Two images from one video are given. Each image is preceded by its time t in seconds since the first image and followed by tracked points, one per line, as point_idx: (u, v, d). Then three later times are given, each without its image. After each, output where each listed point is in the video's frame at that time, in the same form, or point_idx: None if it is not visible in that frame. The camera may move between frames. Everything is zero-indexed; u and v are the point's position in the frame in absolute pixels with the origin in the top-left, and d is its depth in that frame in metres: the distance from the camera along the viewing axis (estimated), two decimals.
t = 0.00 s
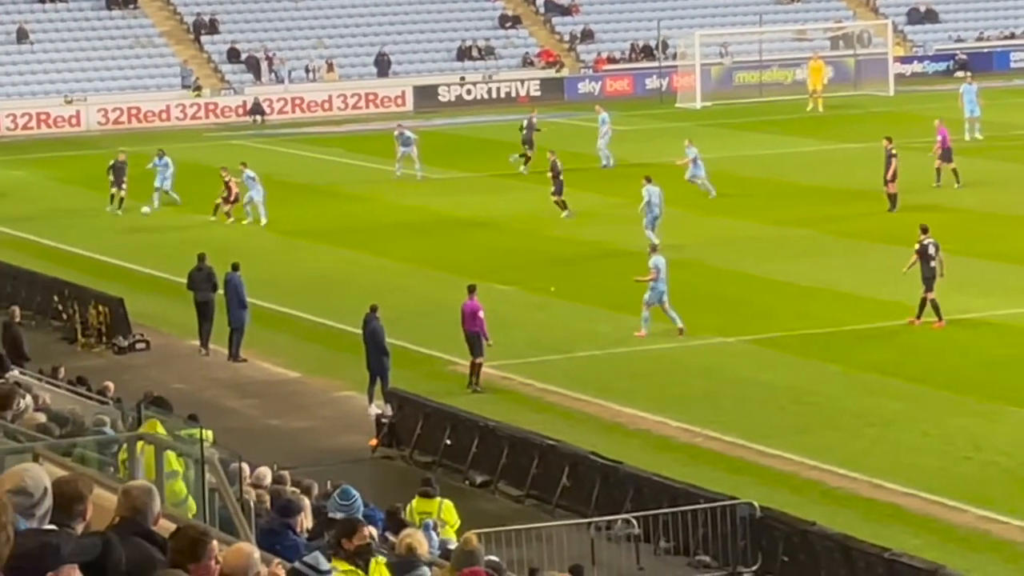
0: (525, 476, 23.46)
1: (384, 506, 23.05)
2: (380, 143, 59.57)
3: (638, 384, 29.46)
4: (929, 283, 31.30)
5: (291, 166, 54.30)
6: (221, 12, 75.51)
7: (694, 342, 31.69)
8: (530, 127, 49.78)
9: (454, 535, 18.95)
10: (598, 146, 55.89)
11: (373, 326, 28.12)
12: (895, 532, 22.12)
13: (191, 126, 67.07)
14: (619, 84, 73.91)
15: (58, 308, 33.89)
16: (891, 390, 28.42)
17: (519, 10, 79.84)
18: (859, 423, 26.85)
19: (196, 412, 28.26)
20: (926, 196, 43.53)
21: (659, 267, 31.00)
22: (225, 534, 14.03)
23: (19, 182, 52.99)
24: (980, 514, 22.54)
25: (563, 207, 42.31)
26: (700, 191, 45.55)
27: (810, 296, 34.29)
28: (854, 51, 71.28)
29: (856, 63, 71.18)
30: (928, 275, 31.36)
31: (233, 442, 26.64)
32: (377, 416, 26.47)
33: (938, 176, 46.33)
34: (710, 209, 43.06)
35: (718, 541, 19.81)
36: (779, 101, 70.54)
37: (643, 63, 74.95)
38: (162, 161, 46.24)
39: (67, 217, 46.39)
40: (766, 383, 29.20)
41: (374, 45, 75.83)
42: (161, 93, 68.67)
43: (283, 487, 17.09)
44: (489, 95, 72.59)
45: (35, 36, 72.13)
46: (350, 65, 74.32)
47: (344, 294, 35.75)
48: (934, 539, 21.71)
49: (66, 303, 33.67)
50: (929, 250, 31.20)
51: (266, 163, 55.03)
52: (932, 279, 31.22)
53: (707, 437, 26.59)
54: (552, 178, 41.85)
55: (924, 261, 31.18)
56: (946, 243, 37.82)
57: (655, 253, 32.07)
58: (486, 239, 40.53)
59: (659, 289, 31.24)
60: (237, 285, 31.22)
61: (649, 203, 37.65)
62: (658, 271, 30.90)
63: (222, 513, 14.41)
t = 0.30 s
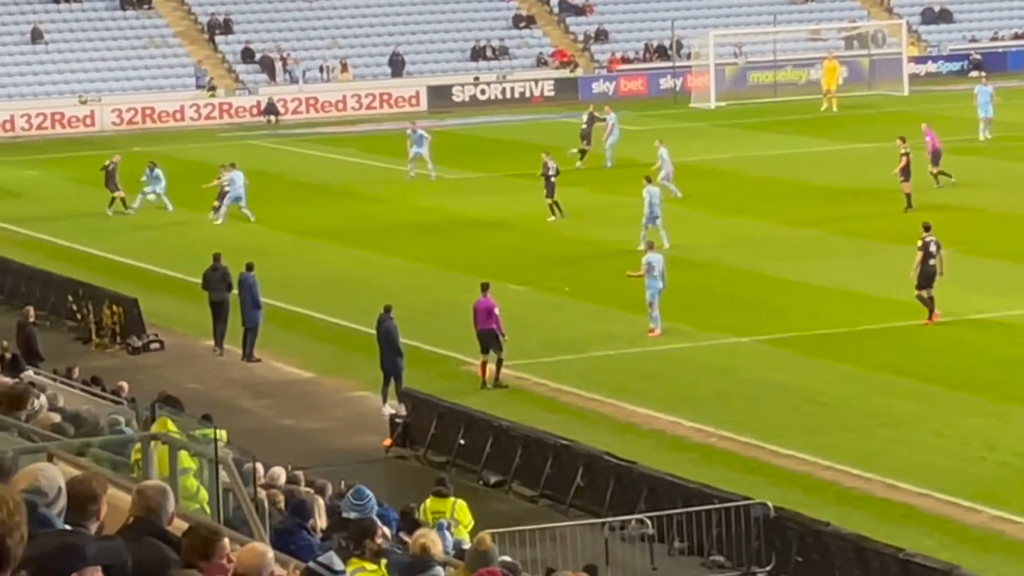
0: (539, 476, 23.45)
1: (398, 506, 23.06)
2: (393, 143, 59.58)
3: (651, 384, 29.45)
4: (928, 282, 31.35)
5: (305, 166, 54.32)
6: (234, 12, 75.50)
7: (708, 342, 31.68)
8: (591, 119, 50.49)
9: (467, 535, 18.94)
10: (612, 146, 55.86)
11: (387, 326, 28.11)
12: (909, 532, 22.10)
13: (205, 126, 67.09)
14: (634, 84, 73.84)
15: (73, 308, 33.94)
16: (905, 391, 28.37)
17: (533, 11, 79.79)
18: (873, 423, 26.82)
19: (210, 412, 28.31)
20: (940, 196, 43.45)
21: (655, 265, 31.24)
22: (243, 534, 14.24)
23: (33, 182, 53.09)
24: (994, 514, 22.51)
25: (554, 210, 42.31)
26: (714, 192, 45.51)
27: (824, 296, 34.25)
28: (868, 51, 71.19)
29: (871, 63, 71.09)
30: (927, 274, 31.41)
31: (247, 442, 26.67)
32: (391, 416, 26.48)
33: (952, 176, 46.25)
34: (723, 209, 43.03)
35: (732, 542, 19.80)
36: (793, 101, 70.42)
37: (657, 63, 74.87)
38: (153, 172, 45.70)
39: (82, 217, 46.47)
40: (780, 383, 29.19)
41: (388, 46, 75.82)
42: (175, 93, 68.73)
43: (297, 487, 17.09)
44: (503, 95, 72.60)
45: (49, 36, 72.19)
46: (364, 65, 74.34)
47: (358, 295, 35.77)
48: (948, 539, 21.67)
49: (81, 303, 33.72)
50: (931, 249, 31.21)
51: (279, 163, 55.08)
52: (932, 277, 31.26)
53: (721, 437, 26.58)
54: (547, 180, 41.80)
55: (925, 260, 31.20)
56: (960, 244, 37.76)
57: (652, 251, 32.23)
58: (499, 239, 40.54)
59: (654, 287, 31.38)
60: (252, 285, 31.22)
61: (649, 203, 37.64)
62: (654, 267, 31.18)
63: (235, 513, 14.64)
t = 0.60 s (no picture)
0: (547, 477, 23.46)
1: (405, 507, 23.09)
2: (401, 143, 59.62)
3: (658, 385, 29.46)
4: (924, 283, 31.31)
5: (313, 167, 54.37)
6: (243, 13, 75.58)
7: (715, 343, 31.69)
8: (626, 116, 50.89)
9: (475, 536, 18.94)
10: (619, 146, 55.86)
11: (395, 327, 28.13)
12: (917, 532, 22.09)
13: (213, 127, 67.16)
14: (641, 85, 73.83)
15: (80, 309, 33.94)
16: (913, 391, 28.36)
17: (541, 11, 79.81)
18: (881, 423, 26.81)
19: (218, 413, 28.34)
20: (948, 196, 43.43)
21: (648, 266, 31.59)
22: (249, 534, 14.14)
23: (41, 182, 53.16)
24: (1002, 515, 22.48)
25: (540, 212, 42.35)
26: (722, 192, 45.52)
27: (832, 296, 34.24)
28: (876, 52, 71.17)
29: (879, 64, 71.03)
30: (923, 275, 31.36)
31: (255, 442, 26.70)
32: (398, 416, 26.48)
33: (958, 177, 46.22)
34: (731, 209, 43.03)
35: (739, 542, 19.80)
36: (802, 102, 70.23)
37: (665, 64, 74.85)
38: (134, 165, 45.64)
39: (91, 217, 46.55)
40: (788, 383, 29.19)
41: (396, 47, 75.89)
42: (183, 93, 68.83)
43: (305, 487, 17.10)
44: (511, 96, 72.67)
45: (57, 37, 72.27)
46: (372, 66, 74.42)
47: (366, 295, 35.80)
48: (956, 540, 21.67)
49: (88, 304, 33.72)
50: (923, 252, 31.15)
51: (286, 164, 55.13)
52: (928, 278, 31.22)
53: (729, 438, 26.58)
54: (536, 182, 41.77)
55: (920, 260, 31.16)
56: (968, 244, 37.75)
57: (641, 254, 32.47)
58: (507, 240, 40.57)
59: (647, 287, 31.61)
60: (260, 285, 31.24)
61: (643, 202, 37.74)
62: (645, 269, 31.47)
63: (244, 513, 14.59)
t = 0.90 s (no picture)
0: (549, 478, 23.45)
1: (407, 509, 23.10)
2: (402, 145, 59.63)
3: (660, 386, 29.46)
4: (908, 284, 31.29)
5: (315, 168, 54.38)
6: (244, 14, 75.60)
7: (717, 344, 31.70)
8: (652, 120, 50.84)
9: (477, 537, 18.95)
10: (621, 148, 55.87)
11: (397, 328, 28.12)
12: (918, 534, 22.08)
13: (215, 128, 67.17)
14: (643, 86, 73.79)
15: (82, 311, 33.95)
16: (915, 392, 28.36)
17: (542, 13, 79.78)
18: (883, 425, 26.80)
19: (220, 414, 28.34)
20: (950, 197, 43.40)
21: (638, 264, 31.52)
22: (249, 537, 14.01)
23: (42, 184, 53.18)
24: (1003, 517, 22.47)
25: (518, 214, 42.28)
26: (724, 193, 45.51)
27: (833, 297, 34.21)
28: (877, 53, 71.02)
29: (880, 65, 70.93)
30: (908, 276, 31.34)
31: (257, 444, 26.70)
32: (401, 417, 26.48)
33: (961, 178, 46.21)
34: (733, 210, 43.04)
35: (741, 544, 19.80)
36: (803, 103, 70.29)
37: (666, 65, 74.79)
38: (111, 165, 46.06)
39: (94, 219, 46.57)
40: (789, 385, 29.19)
41: (397, 48, 75.90)
42: (184, 95, 68.81)
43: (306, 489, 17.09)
44: (512, 98, 72.62)
45: (59, 39, 72.25)
46: (373, 67, 74.43)
47: (368, 296, 35.80)
48: (958, 541, 21.65)
49: (90, 306, 33.73)
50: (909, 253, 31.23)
51: (288, 165, 55.15)
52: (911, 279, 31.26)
53: (730, 439, 26.57)
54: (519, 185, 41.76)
55: (905, 262, 31.21)
56: (971, 245, 37.74)
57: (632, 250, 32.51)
58: (508, 241, 40.57)
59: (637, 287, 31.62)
60: (262, 287, 31.24)
61: (634, 203, 37.94)
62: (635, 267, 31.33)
63: (245, 514, 14.37)
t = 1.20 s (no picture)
0: (545, 480, 23.44)
1: (403, 510, 23.10)
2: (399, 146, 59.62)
3: (657, 387, 29.46)
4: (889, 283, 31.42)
5: (312, 169, 54.36)
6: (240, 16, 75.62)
7: (714, 345, 31.68)
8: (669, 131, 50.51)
9: (473, 539, 18.93)
10: (617, 149, 55.87)
11: (393, 329, 28.11)
12: (915, 535, 22.08)
13: (211, 130, 67.17)
14: (639, 87, 73.81)
15: (79, 312, 33.92)
16: (912, 393, 28.36)
17: (539, 14, 79.76)
18: (880, 426, 26.80)
19: (217, 416, 28.31)
20: (948, 198, 43.41)
21: (626, 266, 31.51)
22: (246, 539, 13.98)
23: (38, 185, 53.15)
24: (1000, 518, 22.48)
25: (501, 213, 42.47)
26: (722, 194, 45.50)
27: (831, 299, 34.19)
28: (874, 54, 70.86)
29: (877, 66, 70.86)
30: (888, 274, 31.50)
31: (254, 445, 26.68)
32: (397, 419, 26.46)
33: (959, 179, 46.22)
34: (730, 211, 43.04)
35: (738, 544, 19.80)
36: (799, 104, 70.44)
37: (663, 66, 74.77)
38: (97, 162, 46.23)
39: (91, 220, 46.53)
40: (787, 386, 29.19)
41: (393, 49, 75.93)
42: (181, 97, 68.79)
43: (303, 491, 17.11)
44: (509, 99, 72.58)
45: (55, 40, 72.21)
46: (370, 69, 74.48)
47: (366, 297, 35.78)
48: (954, 542, 21.65)
49: (86, 307, 33.70)
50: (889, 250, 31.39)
51: (284, 167, 55.14)
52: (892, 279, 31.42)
53: (727, 441, 26.56)
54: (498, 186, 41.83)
55: (883, 262, 31.36)
56: (968, 246, 37.74)
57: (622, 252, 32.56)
58: (505, 242, 40.55)
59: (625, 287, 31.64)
60: (258, 288, 31.23)
61: (620, 204, 37.98)
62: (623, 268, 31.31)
63: (242, 516, 14.47)
